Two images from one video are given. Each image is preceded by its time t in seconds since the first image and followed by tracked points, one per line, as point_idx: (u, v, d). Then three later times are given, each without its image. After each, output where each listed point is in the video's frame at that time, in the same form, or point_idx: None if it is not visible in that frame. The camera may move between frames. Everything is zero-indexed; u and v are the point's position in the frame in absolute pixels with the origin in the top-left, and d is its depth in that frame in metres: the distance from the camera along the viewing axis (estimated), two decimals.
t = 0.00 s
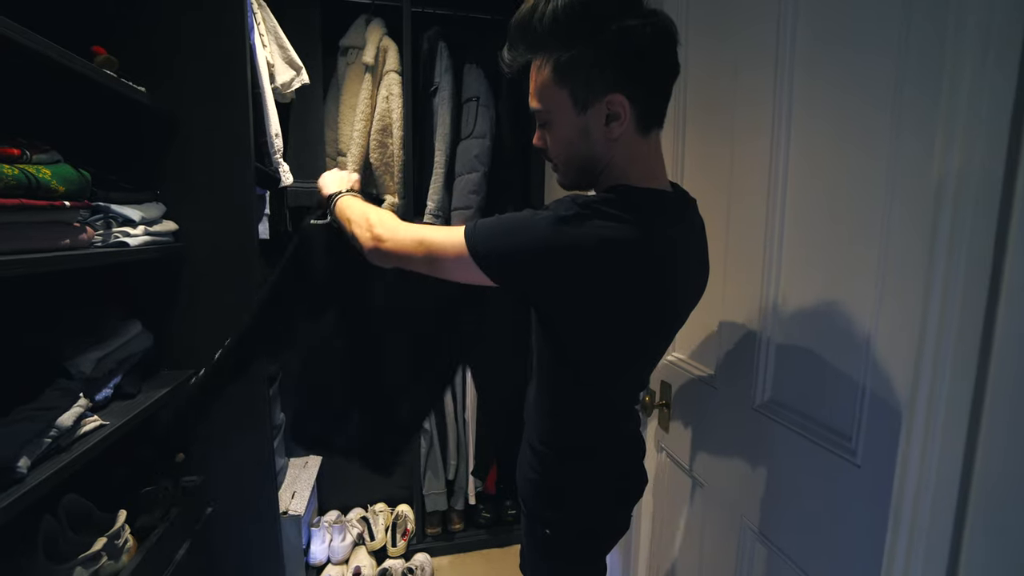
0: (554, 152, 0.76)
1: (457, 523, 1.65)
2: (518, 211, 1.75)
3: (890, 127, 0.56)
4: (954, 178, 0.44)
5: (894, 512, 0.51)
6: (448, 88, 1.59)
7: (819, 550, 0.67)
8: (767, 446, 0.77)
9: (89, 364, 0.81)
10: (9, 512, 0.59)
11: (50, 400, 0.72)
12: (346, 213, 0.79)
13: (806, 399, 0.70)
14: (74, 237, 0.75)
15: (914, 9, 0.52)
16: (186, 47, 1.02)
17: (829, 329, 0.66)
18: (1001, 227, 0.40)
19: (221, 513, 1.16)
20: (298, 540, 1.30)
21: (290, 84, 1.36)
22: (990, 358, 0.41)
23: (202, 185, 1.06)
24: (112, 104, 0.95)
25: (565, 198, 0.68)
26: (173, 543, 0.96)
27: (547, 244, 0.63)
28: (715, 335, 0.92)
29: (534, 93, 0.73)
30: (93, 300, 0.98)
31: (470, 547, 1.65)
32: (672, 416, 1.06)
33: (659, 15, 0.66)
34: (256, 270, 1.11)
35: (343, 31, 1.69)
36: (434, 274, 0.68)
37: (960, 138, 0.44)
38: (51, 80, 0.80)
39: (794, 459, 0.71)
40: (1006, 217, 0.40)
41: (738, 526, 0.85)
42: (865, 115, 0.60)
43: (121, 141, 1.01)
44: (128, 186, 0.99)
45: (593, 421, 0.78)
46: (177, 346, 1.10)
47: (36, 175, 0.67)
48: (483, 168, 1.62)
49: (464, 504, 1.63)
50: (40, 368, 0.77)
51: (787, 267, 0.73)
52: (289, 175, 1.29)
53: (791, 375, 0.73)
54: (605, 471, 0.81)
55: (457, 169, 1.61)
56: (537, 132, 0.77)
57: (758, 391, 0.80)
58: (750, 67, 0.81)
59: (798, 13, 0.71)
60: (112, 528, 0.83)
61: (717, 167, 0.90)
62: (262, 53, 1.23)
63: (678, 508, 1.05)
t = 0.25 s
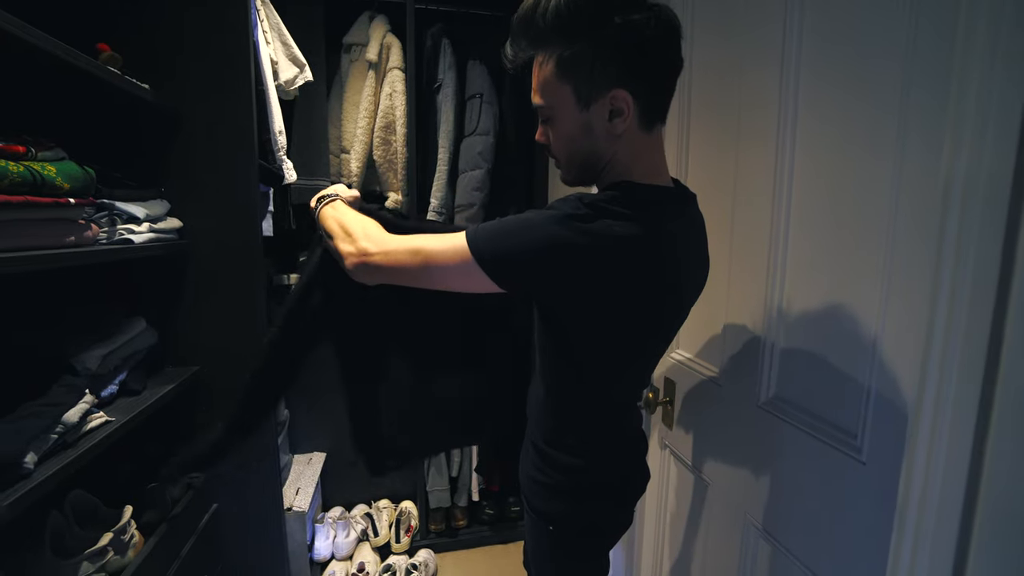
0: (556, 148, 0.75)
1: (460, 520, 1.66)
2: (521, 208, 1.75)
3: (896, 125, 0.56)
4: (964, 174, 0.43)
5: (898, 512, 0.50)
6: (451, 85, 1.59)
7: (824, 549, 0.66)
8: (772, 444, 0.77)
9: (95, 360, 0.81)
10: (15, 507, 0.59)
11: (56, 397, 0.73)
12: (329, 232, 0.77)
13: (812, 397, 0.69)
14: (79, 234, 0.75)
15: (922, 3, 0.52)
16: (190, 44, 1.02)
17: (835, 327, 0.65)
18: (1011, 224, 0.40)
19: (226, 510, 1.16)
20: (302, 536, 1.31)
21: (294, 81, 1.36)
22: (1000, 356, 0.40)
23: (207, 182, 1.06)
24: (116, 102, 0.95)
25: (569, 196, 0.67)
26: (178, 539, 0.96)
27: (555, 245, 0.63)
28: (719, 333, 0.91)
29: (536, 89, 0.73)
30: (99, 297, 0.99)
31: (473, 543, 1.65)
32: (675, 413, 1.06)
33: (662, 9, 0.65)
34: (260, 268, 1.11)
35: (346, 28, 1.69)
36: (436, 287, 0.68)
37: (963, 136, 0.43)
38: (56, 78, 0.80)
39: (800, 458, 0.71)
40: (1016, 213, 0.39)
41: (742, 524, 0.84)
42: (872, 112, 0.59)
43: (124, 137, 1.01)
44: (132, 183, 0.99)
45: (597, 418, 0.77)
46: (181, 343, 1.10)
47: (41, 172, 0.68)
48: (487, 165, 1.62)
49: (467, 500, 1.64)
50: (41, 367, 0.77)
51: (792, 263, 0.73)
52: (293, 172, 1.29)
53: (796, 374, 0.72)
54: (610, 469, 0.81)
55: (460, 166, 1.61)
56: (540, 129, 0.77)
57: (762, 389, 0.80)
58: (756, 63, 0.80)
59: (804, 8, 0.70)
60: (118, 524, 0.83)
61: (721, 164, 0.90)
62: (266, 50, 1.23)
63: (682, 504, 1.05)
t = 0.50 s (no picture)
0: (557, 148, 0.75)
1: (459, 519, 1.66)
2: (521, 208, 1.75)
3: (897, 125, 0.56)
4: (965, 174, 0.43)
5: (899, 512, 0.50)
6: (451, 84, 1.59)
7: (824, 549, 0.66)
8: (772, 444, 0.77)
9: (93, 360, 0.80)
10: (13, 507, 0.59)
11: (55, 396, 0.72)
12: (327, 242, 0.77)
13: (812, 396, 0.70)
14: (78, 233, 0.75)
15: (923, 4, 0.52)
16: (189, 42, 1.02)
17: (835, 327, 0.65)
18: (1013, 225, 0.40)
19: (224, 510, 1.16)
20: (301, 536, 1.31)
21: (293, 80, 1.36)
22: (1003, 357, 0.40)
23: (206, 180, 1.06)
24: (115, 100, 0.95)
25: (573, 196, 0.67)
26: (177, 539, 0.96)
27: (559, 246, 0.63)
28: (719, 332, 0.91)
29: (537, 89, 0.73)
30: (97, 296, 0.98)
31: (472, 543, 1.65)
32: (675, 413, 1.06)
33: (665, 10, 0.65)
34: (260, 267, 1.11)
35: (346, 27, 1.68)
36: (442, 289, 0.68)
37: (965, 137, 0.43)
38: (54, 76, 0.80)
39: (800, 458, 0.71)
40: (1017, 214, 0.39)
41: (743, 523, 0.85)
42: (873, 113, 0.59)
43: (123, 135, 1.01)
44: (131, 182, 0.98)
45: (598, 418, 0.77)
46: (180, 342, 1.10)
47: (39, 171, 0.67)
48: (487, 164, 1.61)
49: (467, 500, 1.65)
50: (43, 365, 0.77)
51: (792, 263, 0.73)
52: (292, 171, 1.29)
53: (796, 374, 0.72)
54: (611, 469, 0.81)
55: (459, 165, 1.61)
56: (540, 129, 0.77)
57: (762, 388, 0.80)
58: (756, 63, 0.80)
59: (804, 8, 0.70)
60: (116, 524, 0.83)
61: (721, 164, 0.90)
62: (265, 48, 1.23)
63: (681, 504, 1.05)
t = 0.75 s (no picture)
0: (558, 148, 0.75)
1: (459, 519, 1.66)
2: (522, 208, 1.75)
3: (898, 127, 0.56)
4: (967, 176, 0.43)
5: (900, 514, 0.50)
6: (452, 84, 1.59)
7: (826, 551, 0.66)
8: (774, 445, 0.77)
9: (93, 359, 0.81)
10: (11, 508, 0.58)
11: (54, 396, 0.72)
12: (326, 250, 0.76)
13: (813, 398, 0.70)
14: (78, 232, 0.75)
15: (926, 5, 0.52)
16: (190, 41, 1.02)
17: (836, 328, 0.65)
18: (1016, 227, 0.40)
19: (224, 510, 1.16)
20: (301, 536, 1.31)
21: (294, 79, 1.36)
22: (1008, 359, 0.40)
23: (207, 180, 1.06)
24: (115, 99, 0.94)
25: (578, 199, 0.67)
26: (177, 539, 0.96)
27: (564, 248, 0.63)
28: (720, 333, 0.91)
29: (537, 87, 0.73)
30: (98, 296, 0.98)
31: (473, 543, 1.65)
32: (676, 414, 1.05)
33: (667, 9, 0.65)
34: (260, 266, 1.11)
35: (347, 26, 1.68)
36: (446, 300, 0.68)
37: (966, 139, 0.43)
38: (54, 74, 0.79)
39: (801, 460, 0.71)
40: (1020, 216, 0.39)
41: (745, 524, 0.84)
42: (874, 114, 0.59)
43: (123, 135, 1.01)
44: (131, 181, 0.98)
45: (600, 420, 0.77)
46: (181, 341, 1.09)
47: (39, 170, 0.67)
48: (488, 163, 1.61)
49: (466, 500, 1.65)
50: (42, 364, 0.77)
51: (793, 264, 0.73)
52: (293, 170, 1.29)
53: (798, 375, 0.72)
54: (613, 471, 0.81)
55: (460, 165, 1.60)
56: (539, 128, 0.77)
57: (763, 389, 0.80)
58: (756, 64, 0.80)
59: (806, 9, 0.70)
60: (116, 524, 0.82)
61: (722, 164, 0.90)
62: (266, 48, 1.23)
63: (682, 504, 1.05)
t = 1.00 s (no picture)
0: (564, 147, 0.75)
1: (459, 520, 1.66)
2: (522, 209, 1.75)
3: (901, 127, 0.55)
4: (969, 178, 0.43)
5: (903, 516, 0.50)
6: (452, 84, 1.59)
7: (828, 553, 0.66)
8: (775, 446, 0.76)
9: (92, 360, 0.80)
10: (11, 508, 0.58)
11: (54, 396, 0.72)
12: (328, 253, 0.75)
13: (815, 399, 0.69)
14: (77, 232, 0.74)
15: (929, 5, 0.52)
16: (190, 41, 1.01)
17: (838, 329, 0.65)
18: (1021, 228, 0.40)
19: (223, 510, 1.15)
20: (300, 536, 1.30)
21: (294, 79, 1.36)
22: (1012, 362, 0.40)
23: (207, 180, 1.06)
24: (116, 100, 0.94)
25: (583, 201, 0.67)
26: (176, 540, 0.96)
27: (570, 250, 0.63)
28: (721, 334, 0.91)
29: (546, 87, 0.72)
30: (98, 297, 0.98)
31: (473, 544, 1.65)
32: (677, 414, 1.05)
33: (678, 10, 0.65)
34: (261, 267, 1.10)
35: (347, 26, 1.68)
36: (451, 301, 0.68)
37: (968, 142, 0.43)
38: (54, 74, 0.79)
39: (803, 462, 0.71)
40: None
41: (746, 525, 0.84)
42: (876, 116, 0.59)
43: (123, 135, 1.01)
44: (131, 181, 0.98)
45: (600, 421, 0.77)
46: (180, 342, 1.09)
47: (39, 170, 0.67)
48: (488, 164, 1.61)
49: (466, 500, 1.64)
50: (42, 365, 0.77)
51: (794, 265, 0.73)
52: (293, 170, 1.29)
53: (800, 376, 0.72)
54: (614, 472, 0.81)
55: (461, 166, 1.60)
56: (546, 127, 0.76)
57: (765, 390, 0.79)
58: (757, 65, 0.80)
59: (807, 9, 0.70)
60: (115, 525, 0.82)
61: (724, 165, 0.89)
62: (266, 48, 1.23)
63: (683, 505, 1.05)
